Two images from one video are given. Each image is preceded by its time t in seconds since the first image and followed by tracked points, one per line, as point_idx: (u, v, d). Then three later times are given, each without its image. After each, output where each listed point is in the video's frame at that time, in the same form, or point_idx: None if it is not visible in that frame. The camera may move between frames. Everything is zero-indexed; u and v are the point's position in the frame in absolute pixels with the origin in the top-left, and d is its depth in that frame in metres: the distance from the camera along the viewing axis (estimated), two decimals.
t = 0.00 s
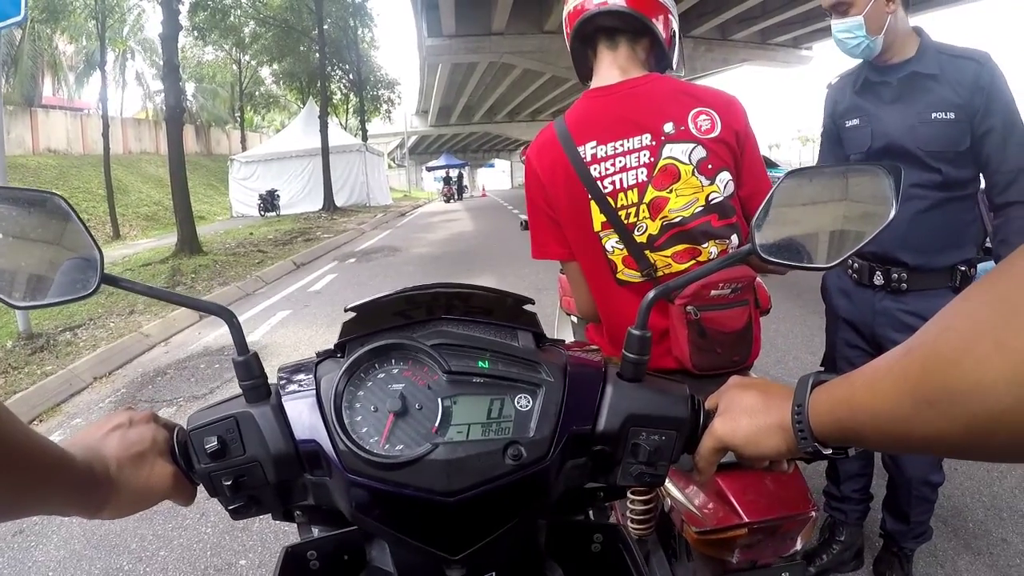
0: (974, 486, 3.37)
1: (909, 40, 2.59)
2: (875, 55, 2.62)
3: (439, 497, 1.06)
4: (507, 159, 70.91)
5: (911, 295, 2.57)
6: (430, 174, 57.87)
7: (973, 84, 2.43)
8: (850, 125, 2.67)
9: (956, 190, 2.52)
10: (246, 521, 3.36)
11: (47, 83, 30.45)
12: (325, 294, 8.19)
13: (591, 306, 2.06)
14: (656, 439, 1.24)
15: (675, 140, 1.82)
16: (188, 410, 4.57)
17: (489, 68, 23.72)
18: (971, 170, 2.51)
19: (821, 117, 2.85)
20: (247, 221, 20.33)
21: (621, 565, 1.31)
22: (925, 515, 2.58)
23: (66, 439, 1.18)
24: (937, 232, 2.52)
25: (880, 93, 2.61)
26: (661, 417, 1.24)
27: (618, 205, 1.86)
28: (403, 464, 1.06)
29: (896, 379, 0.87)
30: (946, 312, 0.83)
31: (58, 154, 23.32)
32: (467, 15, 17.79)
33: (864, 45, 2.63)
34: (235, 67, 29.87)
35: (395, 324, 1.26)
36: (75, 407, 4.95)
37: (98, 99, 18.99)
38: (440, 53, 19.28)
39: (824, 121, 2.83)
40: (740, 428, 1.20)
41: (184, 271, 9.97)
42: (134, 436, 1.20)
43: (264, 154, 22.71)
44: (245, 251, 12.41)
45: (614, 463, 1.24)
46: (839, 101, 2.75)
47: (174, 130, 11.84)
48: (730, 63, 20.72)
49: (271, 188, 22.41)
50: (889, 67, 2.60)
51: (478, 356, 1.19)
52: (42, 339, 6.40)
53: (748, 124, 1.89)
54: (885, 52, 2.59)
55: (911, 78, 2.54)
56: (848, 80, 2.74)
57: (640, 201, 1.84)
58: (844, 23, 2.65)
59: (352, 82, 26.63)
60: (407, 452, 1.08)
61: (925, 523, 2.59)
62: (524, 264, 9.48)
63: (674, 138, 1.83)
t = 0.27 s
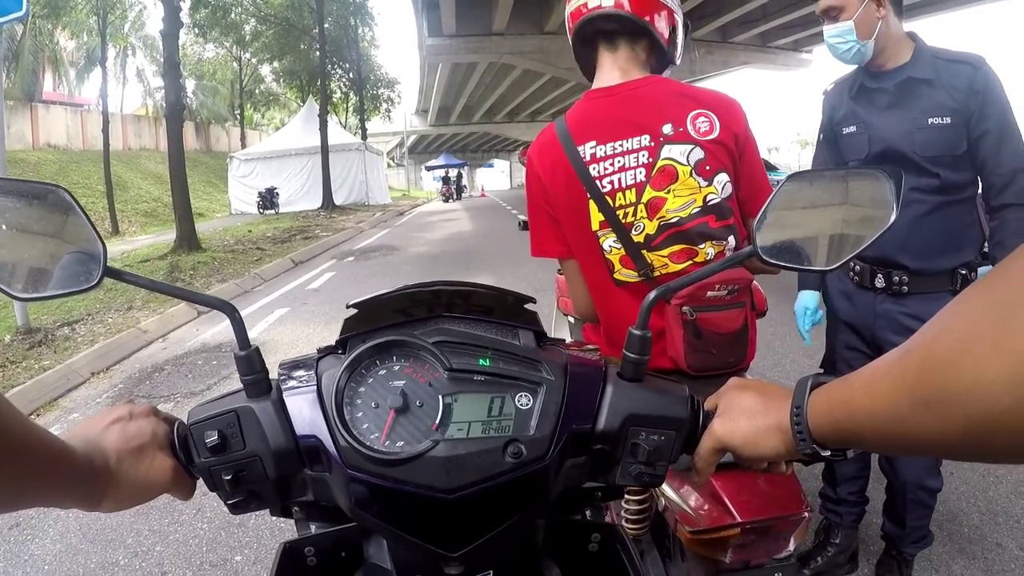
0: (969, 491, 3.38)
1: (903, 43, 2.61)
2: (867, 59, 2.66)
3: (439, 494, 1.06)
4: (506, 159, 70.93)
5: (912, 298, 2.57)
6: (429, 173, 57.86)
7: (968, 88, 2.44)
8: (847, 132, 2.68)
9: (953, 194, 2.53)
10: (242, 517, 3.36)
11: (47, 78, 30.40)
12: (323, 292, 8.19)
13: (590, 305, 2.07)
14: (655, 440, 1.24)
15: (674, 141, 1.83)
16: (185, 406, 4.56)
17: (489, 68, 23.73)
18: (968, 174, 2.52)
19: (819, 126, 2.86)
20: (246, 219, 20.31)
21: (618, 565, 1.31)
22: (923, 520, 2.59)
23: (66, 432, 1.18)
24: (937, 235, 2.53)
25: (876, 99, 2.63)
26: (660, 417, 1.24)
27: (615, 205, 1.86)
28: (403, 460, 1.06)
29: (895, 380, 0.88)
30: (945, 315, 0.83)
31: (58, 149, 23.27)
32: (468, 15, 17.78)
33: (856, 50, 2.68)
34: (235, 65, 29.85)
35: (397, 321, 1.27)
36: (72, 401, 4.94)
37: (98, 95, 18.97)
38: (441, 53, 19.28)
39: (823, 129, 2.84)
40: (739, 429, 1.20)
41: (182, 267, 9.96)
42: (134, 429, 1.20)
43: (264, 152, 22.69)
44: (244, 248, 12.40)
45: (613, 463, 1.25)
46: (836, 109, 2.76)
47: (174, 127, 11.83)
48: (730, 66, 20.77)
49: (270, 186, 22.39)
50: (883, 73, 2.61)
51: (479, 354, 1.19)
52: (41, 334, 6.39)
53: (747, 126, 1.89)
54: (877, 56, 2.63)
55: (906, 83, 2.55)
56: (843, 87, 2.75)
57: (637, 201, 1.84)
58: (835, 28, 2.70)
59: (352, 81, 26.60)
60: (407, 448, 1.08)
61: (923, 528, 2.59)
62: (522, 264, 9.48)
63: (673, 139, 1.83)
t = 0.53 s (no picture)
0: (968, 492, 3.39)
1: (907, 45, 2.61)
2: (873, 62, 2.64)
3: (438, 493, 1.06)
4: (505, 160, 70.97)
5: (920, 301, 2.58)
6: (428, 173, 57.88)
7: (975, 88, 2.44)
8: (851, 134, 2.68)
9: (960, 196, 2.54)
10: (240, 516, 3.36)
11: (47, 76, 30.38)
12: (322, 291, 8.19)
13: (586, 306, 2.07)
14: (653, 440, 1.24)
15: (663, 140, 1.83)
16: (184, 405, 4.56)
17: (489, 68, 23.74)
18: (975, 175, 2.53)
19: (821, 127, 2.85)
20: (245, 218, 20.30)
21: (617, 565, 1.32)
22: (937, 522, 2.59)
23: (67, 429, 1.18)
24: (944, 237, 2.54)
25: (881, 100, 2.62)
26: (659, 418, 1.25)
27: (607, 204, 1.87)
28: (401, 459, 1.07)
29: (892, 380, 0.88)
30: (939, 317, 0.84)
31: (57, 147, 23.24)
32: (468, 15, 17.77)
33: (862, 54, 2.65)
34: (235, 64, 29.85)
35: (395, 321, 1.27)
36: (71, 400, 4.93)
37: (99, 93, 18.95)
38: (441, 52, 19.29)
39: (825, 131, 2.83)
40: (738, 430, 1.21)
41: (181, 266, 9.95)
42: (134, 427, 1.21)
43: (263, 151, 22.68)
44: (243, 247, 12.39)
45: (612, 463, 1.25)
46: (839, 111, 2.76)
47: (173, 126, 11.82)
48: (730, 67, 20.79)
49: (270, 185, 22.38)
50: (888, 75, 2.61)
51: (477, 354, 1.19)
52: (40, 332, 6.38)
53: (735, 125, 1.90)
54: (883, 59, 2.62)
55: (912, 85, 2.55)
56: (847, 88, 2.75)
57: (628, 200, 1.85)
58: (841, 32, 2.68)
59: (352, 81, 26.59)
60: (405, 447, 1.09)
61: (937, 530, 2.60)
62: (521, 264, 9.49)
63: (662, 138, 1.83)
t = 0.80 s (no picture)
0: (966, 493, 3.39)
1: (929, 47, 2.61)
2: (896, 62, 2.62)
3: (436, 494, 1.07)
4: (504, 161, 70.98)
5: (935, 305, 2.57)
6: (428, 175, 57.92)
7: (998, 92, 2.44)
8: (869, 132, 2.65)
9: (978, 200, 2.55)
10: (239, 517, 3.36)
11: (47, 77, 30.39)
12: (321, 292, 8.20)
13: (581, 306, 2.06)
14: (651, 440, 1.25)
15: (661, 137, 1.85)
16: (184, 405, 4.56)
17: (488, 69, 23.76)
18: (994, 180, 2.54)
19: (836, 124, 2.82)
20: (245, 219, 20.30)
21: (614, 565, 1.32)
22: (944, 525, 2.58)
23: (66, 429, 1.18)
24: (962, 240, 2.55)
25: (900, 99, 2.61)
26: (658, 420, 1.25)
27: (604, 200, 1.87)
28: (401, 460, 1.07)
29: (889, 381, 0.89)
30: (938, 317, 0.84)
31: (57, 148, 23.23)
32: (468, 16, 17.78)
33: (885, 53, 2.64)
34: (234, 65, 29.87)
35: (393, 322, 1.28)
36: (71, 401, 4.93)
37: (98, 94, 18.95)
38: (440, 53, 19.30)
39: (840, 127, 2.80)
40: (735, 430, 1.21)
41: (181, 267, 9.97)
42: (133, 427, 1.21)
43: (262, 152, 22.68)
44: (243, 248, 12.40)
45: (610, 463, 1.25)
46: (856, 109, 2.73)
47: (173, 127, 11.83)
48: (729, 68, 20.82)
49: (269, 186, 22.40)
50: (909, 75, 2.61)
51: (476, 356, 1.19)
52: (39, 333, 6.39)
53: (726, 125, 1.94)
54: (906, 59, 2.62)
55: (934, 86, 2.55)
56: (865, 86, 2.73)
57: (625, 196, 1.86)
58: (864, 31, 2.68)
59: (351, 82, 26.61)
60: (404, 448, 1.09)
61: (943, 534, 2.59)
62: (520, 265, 9.50)
63: (660, 135, 1.85)
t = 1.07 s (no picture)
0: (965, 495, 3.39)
1: (973, 50, 2.54)
2: (941, 56, 2.53)
3: (435, 494, 1.07)
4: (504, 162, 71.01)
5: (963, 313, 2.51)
6: (427, 175, 57.94)
7: None
8: (903, 128, 2.58)
9: (1009, 209, 2.51)
10: (239, 515, 3.37)
11: (47, 76, 30.37)
12: (321, 292, 8.20)
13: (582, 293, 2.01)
14: (651, 441, 1.25)
15: (673, 132, 1.87)
16: (183, 404, 4.55)
17: (489, 70, 23.77)
18: None
19: (865, 116, 2.73)
20: (245, 218, 20.29)
21: (614, 565, 1.33)
22: (950, 528, 2.57)
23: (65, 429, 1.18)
24: (993, 248, 2.50)
25: (939, 98, 2.54)
26: (657, 421, 1.25)
27: (611, 187, 1.87)
28: (401, 459, 1.07)
29: (887, 382, 0.89)
30: (937, 317, 0.84)
31: (57, 147, 23.23)
32: (468, 16, 17.79)
33: (932, 46, 2.52)
34: (235, 65, 29.89)
35: (392, 322, 1.28)
36: (70, 399, 4.93)
37: (98, 93, 18.94)
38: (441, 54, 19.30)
39: (869, 120, 2.71)
40: (734, 431, 1.21)
41: (180, 266, 9.97)
42: (132, 427, 1.21)
43: (262, 152, 22.67)
44: (242, 247, 12.40)
45: (609, 464, 1.25)
46: (890, 104, 2.66)
47: (173, 125, 11.82)
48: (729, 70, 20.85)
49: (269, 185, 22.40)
50: (951, 73, 2.54)
51: (475, 356, 1.20)
52: (39, 331, 6.38)
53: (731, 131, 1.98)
54: (951, 56, 2.53)
55: (975, 87, 2.49)
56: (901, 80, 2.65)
57: (633, 184, 1.86)
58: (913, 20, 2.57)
59: (352, 82, 26.58)
60: (404, 449, 1.09)
61: (947, 537, 2.58)
62: (519, 266, 9.51)
63: (672, 130, 1.87)
